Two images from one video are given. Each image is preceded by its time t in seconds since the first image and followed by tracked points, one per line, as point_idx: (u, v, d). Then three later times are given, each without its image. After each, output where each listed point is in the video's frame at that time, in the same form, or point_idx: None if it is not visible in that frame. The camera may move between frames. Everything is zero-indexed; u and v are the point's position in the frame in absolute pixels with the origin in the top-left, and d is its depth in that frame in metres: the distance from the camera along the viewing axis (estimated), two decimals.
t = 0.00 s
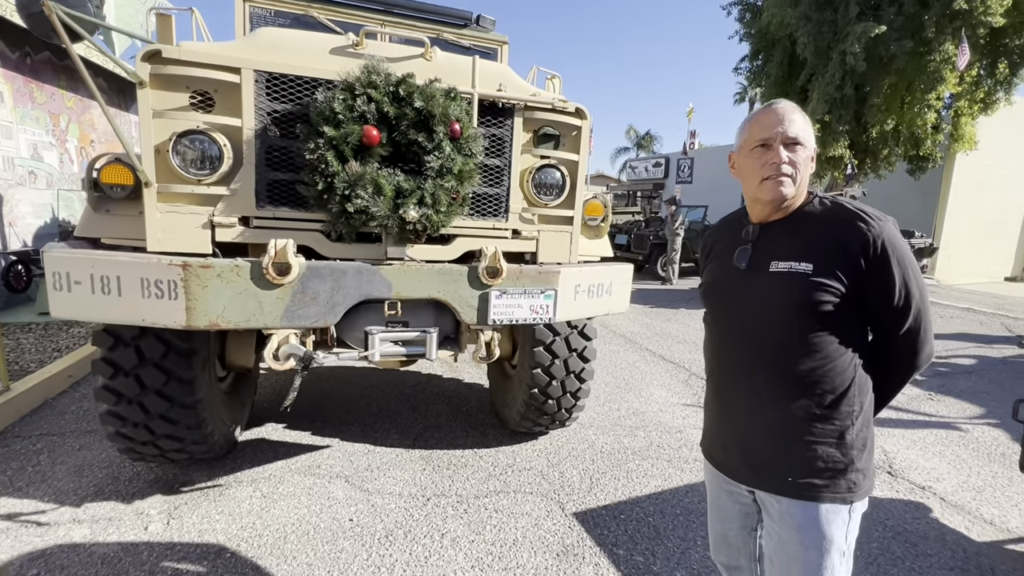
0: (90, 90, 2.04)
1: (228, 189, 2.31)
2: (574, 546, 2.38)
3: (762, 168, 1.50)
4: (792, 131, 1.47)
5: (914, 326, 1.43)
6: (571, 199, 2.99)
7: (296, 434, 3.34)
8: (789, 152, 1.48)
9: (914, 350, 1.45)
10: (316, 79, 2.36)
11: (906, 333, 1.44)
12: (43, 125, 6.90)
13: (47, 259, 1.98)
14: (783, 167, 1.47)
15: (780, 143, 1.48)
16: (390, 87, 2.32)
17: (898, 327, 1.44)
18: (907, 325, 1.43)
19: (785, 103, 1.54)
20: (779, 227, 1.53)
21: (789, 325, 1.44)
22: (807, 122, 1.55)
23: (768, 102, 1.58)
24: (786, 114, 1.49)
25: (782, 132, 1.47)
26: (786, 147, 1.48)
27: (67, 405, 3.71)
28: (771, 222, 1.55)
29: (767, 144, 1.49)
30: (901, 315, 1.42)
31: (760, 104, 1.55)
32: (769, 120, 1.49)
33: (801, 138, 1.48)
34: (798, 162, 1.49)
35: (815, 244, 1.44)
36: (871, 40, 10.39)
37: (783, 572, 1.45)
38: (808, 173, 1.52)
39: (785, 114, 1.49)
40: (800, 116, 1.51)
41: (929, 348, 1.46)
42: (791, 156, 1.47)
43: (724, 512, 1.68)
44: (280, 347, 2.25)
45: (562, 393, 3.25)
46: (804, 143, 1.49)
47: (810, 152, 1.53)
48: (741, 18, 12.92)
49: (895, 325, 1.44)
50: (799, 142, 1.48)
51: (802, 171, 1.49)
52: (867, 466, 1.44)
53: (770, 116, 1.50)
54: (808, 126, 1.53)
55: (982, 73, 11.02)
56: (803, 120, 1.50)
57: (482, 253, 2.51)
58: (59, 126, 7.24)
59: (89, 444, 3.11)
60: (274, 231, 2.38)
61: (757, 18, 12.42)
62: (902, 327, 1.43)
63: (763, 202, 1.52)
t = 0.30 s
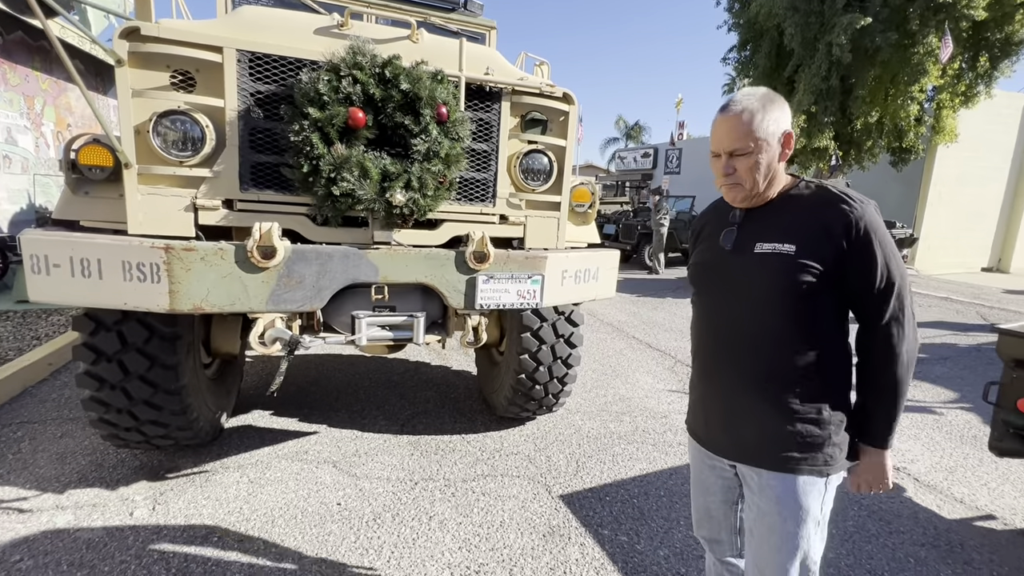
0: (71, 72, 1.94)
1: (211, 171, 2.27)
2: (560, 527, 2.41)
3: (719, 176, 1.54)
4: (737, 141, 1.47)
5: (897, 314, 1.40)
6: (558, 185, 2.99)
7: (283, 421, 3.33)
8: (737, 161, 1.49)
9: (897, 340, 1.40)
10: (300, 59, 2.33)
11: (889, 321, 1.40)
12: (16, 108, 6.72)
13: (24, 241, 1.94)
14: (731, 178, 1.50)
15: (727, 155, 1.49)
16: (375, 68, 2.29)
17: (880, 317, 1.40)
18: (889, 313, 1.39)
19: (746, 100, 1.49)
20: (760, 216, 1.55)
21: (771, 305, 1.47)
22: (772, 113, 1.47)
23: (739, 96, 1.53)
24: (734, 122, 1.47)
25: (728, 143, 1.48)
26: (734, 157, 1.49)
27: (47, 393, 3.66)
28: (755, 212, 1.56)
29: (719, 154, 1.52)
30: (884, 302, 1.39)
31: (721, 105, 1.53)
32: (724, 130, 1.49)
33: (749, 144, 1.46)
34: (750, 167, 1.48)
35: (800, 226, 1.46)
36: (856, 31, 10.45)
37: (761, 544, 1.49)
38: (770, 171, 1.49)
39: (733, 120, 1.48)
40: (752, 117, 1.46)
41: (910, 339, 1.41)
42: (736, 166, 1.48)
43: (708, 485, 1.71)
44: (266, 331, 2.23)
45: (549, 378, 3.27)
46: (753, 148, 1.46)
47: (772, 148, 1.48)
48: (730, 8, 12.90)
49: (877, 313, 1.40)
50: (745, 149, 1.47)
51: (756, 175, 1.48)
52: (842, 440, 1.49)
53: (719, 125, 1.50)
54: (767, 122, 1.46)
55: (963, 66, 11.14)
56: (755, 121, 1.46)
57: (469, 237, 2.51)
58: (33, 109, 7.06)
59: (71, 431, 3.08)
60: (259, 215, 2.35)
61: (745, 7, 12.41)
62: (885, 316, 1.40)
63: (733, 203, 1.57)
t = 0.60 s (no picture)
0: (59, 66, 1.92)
1: (202, 166, 2.26)
2: (553, 519, 2.44)
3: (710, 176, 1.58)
4: (724, 143, 1.49)
5: (899, 306, 1.34)
6: (551, 180, 2.99)
7: (277, 416, 3.33)
8: (725, 162, 1.51)
9: (908, 329, 1.32)
10: (292, 54, 2.32)
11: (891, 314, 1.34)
12: None
13: (12, 236, 1.93)
14: (720, 179, 1.53)
15: (715, 156, 1.52)
16: (367, 62, 2.29)
17: (881, 310, 1.34)
18: (891, 305, 1.34)
19: (733, 101, 1.50)
20: (754, 212, 1.57)
21: (761, 297, 1.49)
22: (760, 113, 1.48)
23: (726, 96, 1.54)
24: (721, 124, 1.49)
25: (715, 145, 1.51)
26: (723, 157, 1.51)
27: (36, 390, 3.63)
28: (750, 206, 1.59)
29: (708, 155, 1.55)
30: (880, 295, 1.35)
31: (710, 106, 1.54)
32: (711, 133, 1.51)
33: (736, 145, 1.48)
34: (738, 168, 1.50)
35: (790, 222, 1.48)
36: (847, 28, 10.52)
37: (749, 528, 1.52)
38: (759, 170, 1.51)
39: (720, 122, 1.49)
40: (739, 118, 1.47)
41: (926, 327, 1.34)
42: (724, 167, 1.51)
43: (700, 472, 1.74)
44: (259, 326, 2.22)
45: (542, 372, 3.29)
46: (739, 149, 1.48)
47: (760, 148, 1.49)
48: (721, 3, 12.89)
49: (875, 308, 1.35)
50: (733, 150, 1.49)
51: (744, 175, 1.51)
52: (830, 431, 1.51)
53: (707, 127, 1.52)
54: (754, 122, 1.47)
55: (951, 62, 11.23)
56: (742, 122, 1.47)
57: (462, 233, 2.51)
58: (18, 104, 6.96)
59: (61, 428, 3.06)
60: (250, 210, 2.35)
61: (737, 2, 12.43)
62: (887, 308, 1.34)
63: (728, 202, 1.60)
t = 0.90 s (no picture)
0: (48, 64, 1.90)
1: (195, 165, 2.25)
2: (548, 517, 2.44)
3: (710, 172, 1.56)
4: (727, 137, 1.49)
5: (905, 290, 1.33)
6: (546, 179, 2.99)
7: (271, 416, 3.31)
8: (728, 156, 1.50)
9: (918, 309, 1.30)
10: (285, 52, 2.31)
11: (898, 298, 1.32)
12: None
13: (3, 236, 1.91)
14: (722, 174, 1.52)
15: (717, 150, 1.51)
16: (362, 61, 2.28)
17: (886, 296, 1.33)
18: (896, 288, 1.33)
19: (734, 97, 1.51)
20: (751, 210, 1.57)
21: (758, 295, 1.49)
22: (761, 109, 1.49)
23: (727, 93, 1.55)
24: (723, 119, 1.49)
25: (718, 139, 1.50)
26: (725, 152, 1.51)
27: (27, 391, 3.60)
28: (748, 204, 1.59)
29: (709, 150, 1.54)
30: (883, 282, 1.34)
31: (710, 103, 1.55)
32: (713, 127, 1.51)
33: (739, 140, 1.48)
34: (741, 162, 1.50)
35: (786, 221, 1.48)
36: (839, 27, 10.56)
37: (746, 525, 1.53)
38: (760, 165, 1.51)
39: (723, 117, 1.49)
40: (742, 113, 1.48)
41: (939, 305, 1.32)
42: (727, 162, 1.50)
43: (696, 469, 1.74)
44: (253, 326, 2.21)
45: (538, 371, 3.29)
46: (742, 144, 1.48)
47: (761, 143, 1.50)
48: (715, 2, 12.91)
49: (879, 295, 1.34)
50: (736, 145, 1.49)
51: (746, 170, 1.50)
52: (826, 427, 1.52)
53: (709, 122, 1.52)
54: (756, 118, 1.48)
55: (942, 62, 11.30)
56: (745, 117, 1.47)
57: (457, 232, 2.51)
58: (7, 103, 6.90)
59: (53, 429, 3.04)
60: (244, 209, 2.34)
61: (731, 2, 12.45)
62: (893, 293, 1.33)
63: (726, 199, 1.59)
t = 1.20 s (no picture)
0: (38, 64, 1.88)
1: (187, 167, 2.23)
2: (545, 520, 2.43)
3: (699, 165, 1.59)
4: (712, 133, 1.51)
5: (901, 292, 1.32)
6: (541, 180, 2.98)
7: (265, 420, 3.29)
8: (712, 152, 1.53)
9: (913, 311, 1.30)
10: (278, 53, 2.30)
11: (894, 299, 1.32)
12: None
13: None
14: (706, 168, 1.55)
15: (704, 145, 1.54)
16: (356, 62, 2.27)
17: (882, 297, 1.33)
18: (894, 291, 1.32)
19: (732, 93, 1.51)
20: (746, 211, 1.57)
21: (754, 297, 1.49)
22: (755, 108, 1.48)
23: (729, 88, 1.55)
24: (714, 115, 1.51)
25: (705, 134, 1.53)
26: (711, 148, 1.53)
27: (18, 395, 3.56)
28: (740, 202, 1.59)
29: (700, 144, 1.57)
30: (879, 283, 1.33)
31: (711, 96, 1.56)
32: (704, 122, 1.53)
33: (725, 137, 1.49)
34: (724, 160, 1.52)
35: (781, 221, 1.48)
36: (832, 29, 10.60)
37: (743, 527, 1.52)
38: (745, 166, 1.51)
39: (715, 112, 1.51)
40: (732, 111, 1.48)
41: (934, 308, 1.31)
42: (710, 158, 1.53)
43: (693, 471, 1.74)
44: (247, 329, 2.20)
45: (534, 373, 3.28)
46: (727, 142, 1.49)
47: (749, 144, 1.49)
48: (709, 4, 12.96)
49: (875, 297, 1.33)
50: (721, 142, 1.50)
51: (728, 168, 1.52)
52: (822, 429, 1.51)
53: (702, 116, 1.54)
54: (747, 117, 1.48)
55: (934, 64, 11.38)
56: (734, 115, 1.48)
57: (452, 233, 2.50)
58: None
59: (44, 434, 3.00)
60: (237, 211, 2.32)
61: (725, 4, 12.50)
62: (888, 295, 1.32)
63: (713, 196, 1.60)
